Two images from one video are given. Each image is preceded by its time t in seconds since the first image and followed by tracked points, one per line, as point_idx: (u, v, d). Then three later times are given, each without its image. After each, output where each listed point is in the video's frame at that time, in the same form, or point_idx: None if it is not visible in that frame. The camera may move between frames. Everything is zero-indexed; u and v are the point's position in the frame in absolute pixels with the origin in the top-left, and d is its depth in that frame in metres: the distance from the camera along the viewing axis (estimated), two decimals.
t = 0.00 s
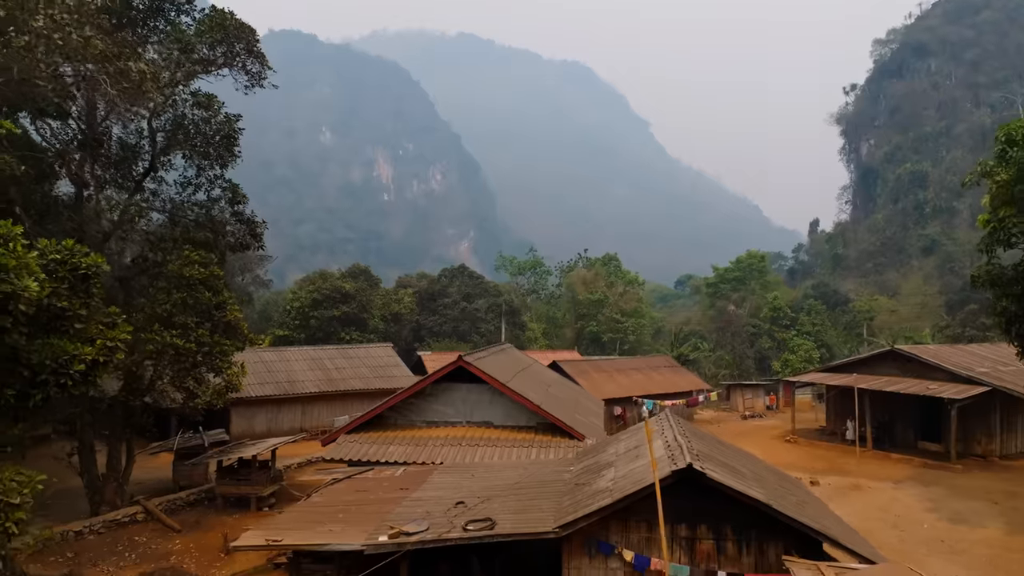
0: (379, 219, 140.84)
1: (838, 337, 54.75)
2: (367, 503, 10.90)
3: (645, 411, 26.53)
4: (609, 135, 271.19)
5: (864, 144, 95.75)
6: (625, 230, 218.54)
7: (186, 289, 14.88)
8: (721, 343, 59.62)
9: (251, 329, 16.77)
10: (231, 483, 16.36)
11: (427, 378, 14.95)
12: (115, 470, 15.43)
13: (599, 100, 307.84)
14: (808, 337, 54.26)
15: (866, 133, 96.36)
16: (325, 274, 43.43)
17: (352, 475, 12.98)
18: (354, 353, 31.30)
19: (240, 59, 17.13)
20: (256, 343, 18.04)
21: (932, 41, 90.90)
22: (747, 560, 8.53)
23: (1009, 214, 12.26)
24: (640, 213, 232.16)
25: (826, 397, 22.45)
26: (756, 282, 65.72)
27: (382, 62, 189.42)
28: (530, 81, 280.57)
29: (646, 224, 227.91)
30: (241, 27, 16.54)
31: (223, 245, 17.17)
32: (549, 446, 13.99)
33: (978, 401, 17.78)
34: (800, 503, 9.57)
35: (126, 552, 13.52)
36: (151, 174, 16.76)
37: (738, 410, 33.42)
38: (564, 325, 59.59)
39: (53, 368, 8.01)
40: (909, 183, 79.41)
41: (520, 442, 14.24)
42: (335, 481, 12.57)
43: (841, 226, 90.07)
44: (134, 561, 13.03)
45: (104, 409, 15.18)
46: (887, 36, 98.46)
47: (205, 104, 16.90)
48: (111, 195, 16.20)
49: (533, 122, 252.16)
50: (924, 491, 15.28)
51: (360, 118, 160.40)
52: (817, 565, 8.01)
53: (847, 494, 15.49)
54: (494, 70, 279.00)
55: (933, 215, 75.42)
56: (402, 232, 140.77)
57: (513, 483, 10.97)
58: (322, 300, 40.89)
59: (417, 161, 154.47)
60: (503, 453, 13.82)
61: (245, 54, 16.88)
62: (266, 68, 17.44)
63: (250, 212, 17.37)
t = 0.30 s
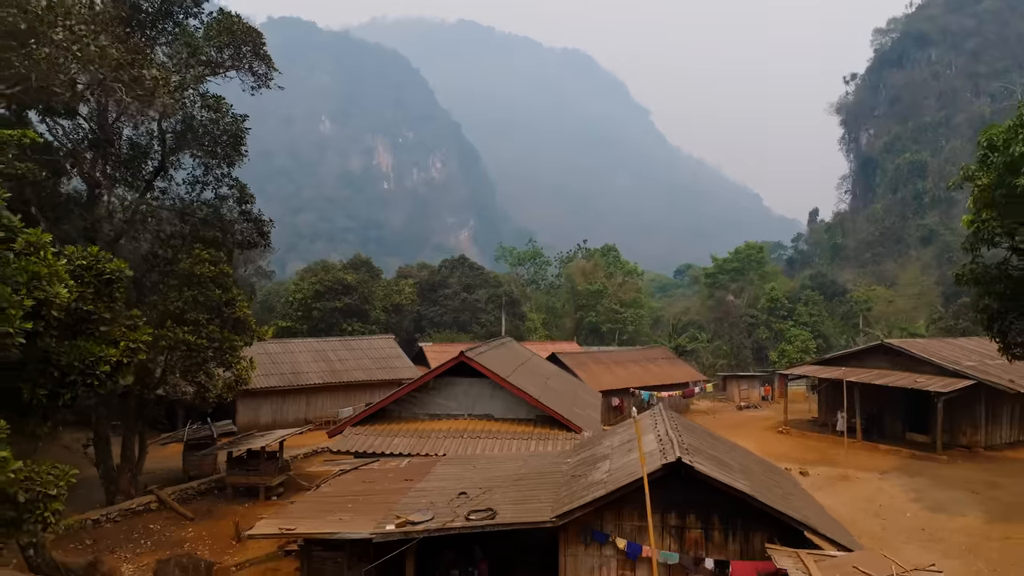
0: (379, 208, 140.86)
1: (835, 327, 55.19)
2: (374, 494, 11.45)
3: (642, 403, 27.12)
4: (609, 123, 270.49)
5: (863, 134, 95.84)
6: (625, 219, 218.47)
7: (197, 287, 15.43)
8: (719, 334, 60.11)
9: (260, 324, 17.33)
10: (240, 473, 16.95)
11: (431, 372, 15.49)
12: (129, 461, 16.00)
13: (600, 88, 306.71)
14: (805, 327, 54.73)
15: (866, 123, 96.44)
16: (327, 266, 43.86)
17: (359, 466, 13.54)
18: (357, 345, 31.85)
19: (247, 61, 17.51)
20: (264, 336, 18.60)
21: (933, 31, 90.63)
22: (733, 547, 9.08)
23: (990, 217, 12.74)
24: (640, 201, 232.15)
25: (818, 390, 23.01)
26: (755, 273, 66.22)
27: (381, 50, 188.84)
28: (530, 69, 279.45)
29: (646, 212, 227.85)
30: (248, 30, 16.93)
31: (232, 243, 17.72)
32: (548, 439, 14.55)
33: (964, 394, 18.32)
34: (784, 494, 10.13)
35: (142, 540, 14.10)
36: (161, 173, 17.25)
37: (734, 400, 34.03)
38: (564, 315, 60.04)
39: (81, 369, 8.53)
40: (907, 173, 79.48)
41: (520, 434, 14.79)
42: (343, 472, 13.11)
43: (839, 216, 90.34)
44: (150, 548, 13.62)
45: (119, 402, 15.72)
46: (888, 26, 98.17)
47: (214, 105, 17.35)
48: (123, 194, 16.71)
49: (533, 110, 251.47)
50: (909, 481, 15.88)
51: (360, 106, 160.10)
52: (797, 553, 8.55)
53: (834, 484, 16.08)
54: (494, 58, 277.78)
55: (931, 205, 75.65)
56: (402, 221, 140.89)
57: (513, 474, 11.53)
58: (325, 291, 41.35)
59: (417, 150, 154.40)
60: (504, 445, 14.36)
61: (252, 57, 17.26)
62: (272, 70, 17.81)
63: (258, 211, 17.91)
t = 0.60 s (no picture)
0: (379, 197, 140.96)
1: (832, 318, 55.61)
2: (380, 485, 11.95)
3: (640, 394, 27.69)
4: (609, 112, 269.76)
5: (863, 124, 95.92)
6: (625, 207, 218.40)
7: (207, 285, 15.91)
8: (717, 324, 60.70)
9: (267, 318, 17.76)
10: (249, 464, 17.51)
11: (435, 367, 15.97)
12: (142, 453, 16.51)
13: (600, 76, 305.59)
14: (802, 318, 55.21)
15: (865, 113, 96.52)
16: (329, 259, 44.26)
17: (365, 457, 14.05)
18: (360, 337, 32.33)
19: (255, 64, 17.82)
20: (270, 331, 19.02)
21: (933, 20, 90.36)
22: (722, 536, 9.59)
23: (973, 218, 13.05)
24: (640, 190, 231.99)
25: (811, 382, 23.55)
26: (753, 264, 66.68)
27: (381, 38, 188.15)
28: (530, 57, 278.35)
29: (646, 201, 227.76)
30: (255, 34, 17.23)
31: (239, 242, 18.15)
32: (548, 431, 15.07)
33: (952, 387, 18.83)
34: (771, 486, 10.63)
35: (156, 528, 14.64)
36: (170, 172, 17.66)
37: (731, 391, 34.64)
38: (564, 306, 60.51)
39: (105, 368, 9.15)
40: (906, 164, 79.88)
41: (520, 427, 15.32)
42: (350, 464, 13.63)
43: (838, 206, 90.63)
44: (164, 536, 14.15)
45: (131, 395, 16.21)
46: (888, 15, 97.88)
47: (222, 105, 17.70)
48: (132, 193, 17.09)
49: (533, 98, 250.73)
50: (896, 471, 16.42)
51: (359, 95, 159.71)
52: (781, 542, 9.06)
53: (824, 474, 16.63)
54: (494, 46, 276.56)
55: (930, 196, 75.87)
56: (401, 209, 141.02)
57: (514, 466, 12.05)
58: (327, 283, 41.78)
59: (417, 139, 154.32)
60: (505, 437, 14.88)
61: (259, 59, 17.54)
62: (278, 71, 18.09)
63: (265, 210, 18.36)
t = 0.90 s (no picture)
0: (379, 185, 140.99)
1: (829, 309, 55.99)
2: (386, 476, 12.45)
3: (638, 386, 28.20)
4: (609, 101, 268.93)
5: (863, 114, 95.89)
6: (625, 196, 218.29)
7: (216, 283, 16.37)
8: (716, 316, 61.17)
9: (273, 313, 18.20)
10: (257, 455, 18.00)
11: (437, 361, 16.44)
12: (153, 445, 17.02)
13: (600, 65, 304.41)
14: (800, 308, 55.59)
15: (866, 103, 96.46)
16: (331, 252, 44.60)
17: (370, 450, 14.53)
18: (362, 329, 32.79)
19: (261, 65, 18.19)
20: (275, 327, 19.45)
21: (934, 10, 90.03)
22: (712, 525, 10.08)
23: (959, 219, 13.47)
24: (640, 179, 231.62)
25: (805, 374, 24.04)
26: (752, 255, 66.97)
27: (380, 26, 187.28)
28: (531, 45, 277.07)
29: (647, 190, 227.64)
30: (261, 35, 17.60)
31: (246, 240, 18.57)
32: (547, 424, 15.55)
33: (941, 380, 19.30)
34: (760, 478, 11.10)
35: (169, 517, 15.15)
36: (179, 172, 18.08)
37: (728, 382, 35.18)
38: (563, 296, 60.83)
39: (125, 366, 9.40)
40: (906, 154, 79.92)
41: (520, 420, 15.80)
42: (355, 456, 14.12)
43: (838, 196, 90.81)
44: (177, 525, 14.66)
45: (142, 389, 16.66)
46: (890, 5, 97.46)
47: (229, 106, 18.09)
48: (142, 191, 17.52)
49: (533, 86, 249.83)
50: (885, 462, 16.94)
51: (359, 84, 159.25)
52: (768, 531, 9.54)
53: (816, 465, 17.15)
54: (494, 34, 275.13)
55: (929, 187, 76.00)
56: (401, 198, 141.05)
57: (513, 458, 12.54)
58: (329, 275, 42.16)
59: (417, 127, 154.13)
60: (506, 429, 15.36)
61: (265, 61, 17.91)
62: (283, 73, 18.45)
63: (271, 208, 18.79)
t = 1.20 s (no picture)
0: (378, 174, 140.94)
1: (827, 300, 56.37)
2: (390, 467, 12.93)
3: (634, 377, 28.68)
4: (610, 90, 268.15)
5: (863, 104, 95.91)
6: (626, 185, 218.12)
7: (223, 280, 16.83)
8: (714, 306, 61.65)
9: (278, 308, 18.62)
10: (263, 446, 18.52)
11: (439, 355, 16.87)
12: (163, 436, 17.51)
13: (600, 53, 303.28)
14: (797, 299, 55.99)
15: (866, 93, 96.56)
16: (332, 244, 44.99)
17: (375, 442, 15.01)
18: (364, 321, 33.23)
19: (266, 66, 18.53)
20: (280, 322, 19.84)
21: None
22: (704, 515, 10.54)
23: (946, 219, 13.85)
24: (640, 169, 231.45)
25: (799, 366, 24.52)
26: (750, 245, 67.30)
27: (379, 14, 186.45)
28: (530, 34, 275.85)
29: (647, 179, 227.55)
30: (266, 36, 17.94)
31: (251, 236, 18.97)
32: (546, 417, 16.04)
33: (931, 372, 19.75)
34: (750, 469, 11.55)
35: (180, 507, 15.66)
36: (185, 170, 18.45)
37: (725, 372, 35.71)
38: (563, 287, 61.19)
39: (142, 364, 9.80)
40: (906, 144, 80.00)
41: (519, 412, 16.27)
42: (360, 448, 14.57)
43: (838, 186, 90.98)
44: (188, 514, 15.16)
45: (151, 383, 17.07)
46: None
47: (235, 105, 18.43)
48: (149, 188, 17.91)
49: (533, 75, 249.00)
50: (874, 454, 17.43)
51: (358, 73, 158.80)
52: (757, 521, 10.00)
53: (807, 455, 17.63)
54: (493, 22, 273.79)
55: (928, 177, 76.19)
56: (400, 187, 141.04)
57: (513, 450, 13.01)
58: (331, 267, 42.52)
59: (416, 117, 153.89)
60: (506, 422, 15.83)
61: (269, 60, 18.20)
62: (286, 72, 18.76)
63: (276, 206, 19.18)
